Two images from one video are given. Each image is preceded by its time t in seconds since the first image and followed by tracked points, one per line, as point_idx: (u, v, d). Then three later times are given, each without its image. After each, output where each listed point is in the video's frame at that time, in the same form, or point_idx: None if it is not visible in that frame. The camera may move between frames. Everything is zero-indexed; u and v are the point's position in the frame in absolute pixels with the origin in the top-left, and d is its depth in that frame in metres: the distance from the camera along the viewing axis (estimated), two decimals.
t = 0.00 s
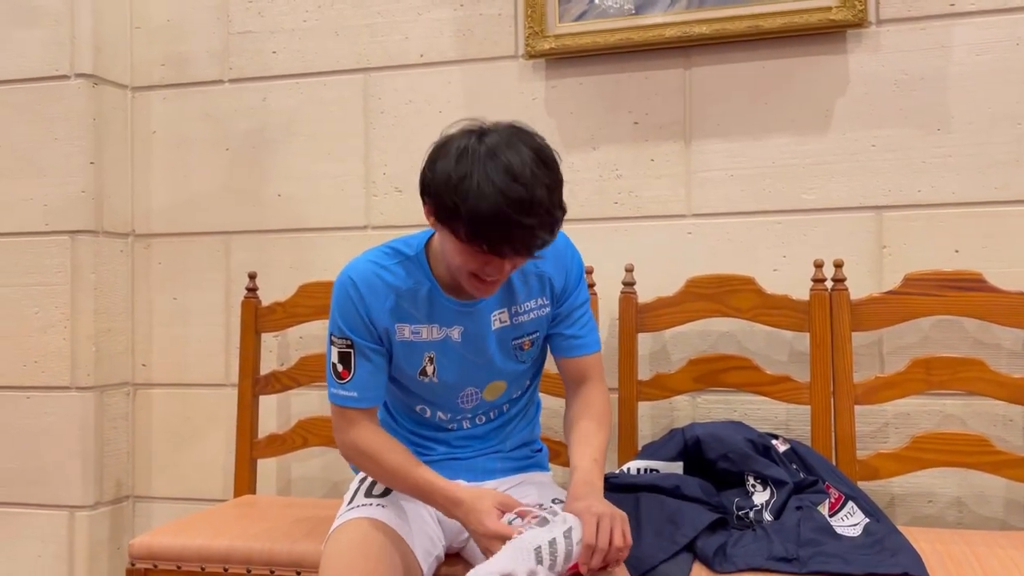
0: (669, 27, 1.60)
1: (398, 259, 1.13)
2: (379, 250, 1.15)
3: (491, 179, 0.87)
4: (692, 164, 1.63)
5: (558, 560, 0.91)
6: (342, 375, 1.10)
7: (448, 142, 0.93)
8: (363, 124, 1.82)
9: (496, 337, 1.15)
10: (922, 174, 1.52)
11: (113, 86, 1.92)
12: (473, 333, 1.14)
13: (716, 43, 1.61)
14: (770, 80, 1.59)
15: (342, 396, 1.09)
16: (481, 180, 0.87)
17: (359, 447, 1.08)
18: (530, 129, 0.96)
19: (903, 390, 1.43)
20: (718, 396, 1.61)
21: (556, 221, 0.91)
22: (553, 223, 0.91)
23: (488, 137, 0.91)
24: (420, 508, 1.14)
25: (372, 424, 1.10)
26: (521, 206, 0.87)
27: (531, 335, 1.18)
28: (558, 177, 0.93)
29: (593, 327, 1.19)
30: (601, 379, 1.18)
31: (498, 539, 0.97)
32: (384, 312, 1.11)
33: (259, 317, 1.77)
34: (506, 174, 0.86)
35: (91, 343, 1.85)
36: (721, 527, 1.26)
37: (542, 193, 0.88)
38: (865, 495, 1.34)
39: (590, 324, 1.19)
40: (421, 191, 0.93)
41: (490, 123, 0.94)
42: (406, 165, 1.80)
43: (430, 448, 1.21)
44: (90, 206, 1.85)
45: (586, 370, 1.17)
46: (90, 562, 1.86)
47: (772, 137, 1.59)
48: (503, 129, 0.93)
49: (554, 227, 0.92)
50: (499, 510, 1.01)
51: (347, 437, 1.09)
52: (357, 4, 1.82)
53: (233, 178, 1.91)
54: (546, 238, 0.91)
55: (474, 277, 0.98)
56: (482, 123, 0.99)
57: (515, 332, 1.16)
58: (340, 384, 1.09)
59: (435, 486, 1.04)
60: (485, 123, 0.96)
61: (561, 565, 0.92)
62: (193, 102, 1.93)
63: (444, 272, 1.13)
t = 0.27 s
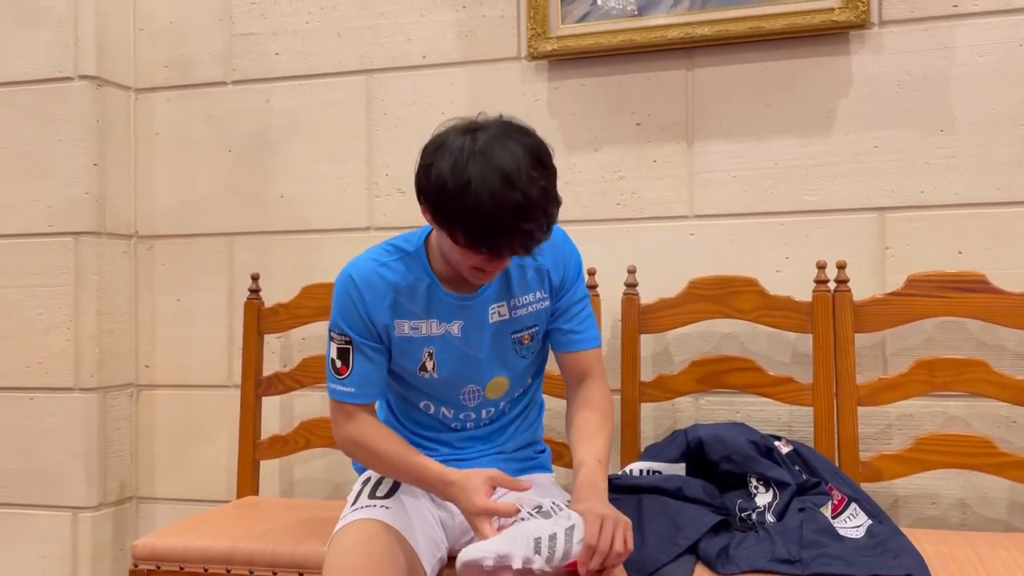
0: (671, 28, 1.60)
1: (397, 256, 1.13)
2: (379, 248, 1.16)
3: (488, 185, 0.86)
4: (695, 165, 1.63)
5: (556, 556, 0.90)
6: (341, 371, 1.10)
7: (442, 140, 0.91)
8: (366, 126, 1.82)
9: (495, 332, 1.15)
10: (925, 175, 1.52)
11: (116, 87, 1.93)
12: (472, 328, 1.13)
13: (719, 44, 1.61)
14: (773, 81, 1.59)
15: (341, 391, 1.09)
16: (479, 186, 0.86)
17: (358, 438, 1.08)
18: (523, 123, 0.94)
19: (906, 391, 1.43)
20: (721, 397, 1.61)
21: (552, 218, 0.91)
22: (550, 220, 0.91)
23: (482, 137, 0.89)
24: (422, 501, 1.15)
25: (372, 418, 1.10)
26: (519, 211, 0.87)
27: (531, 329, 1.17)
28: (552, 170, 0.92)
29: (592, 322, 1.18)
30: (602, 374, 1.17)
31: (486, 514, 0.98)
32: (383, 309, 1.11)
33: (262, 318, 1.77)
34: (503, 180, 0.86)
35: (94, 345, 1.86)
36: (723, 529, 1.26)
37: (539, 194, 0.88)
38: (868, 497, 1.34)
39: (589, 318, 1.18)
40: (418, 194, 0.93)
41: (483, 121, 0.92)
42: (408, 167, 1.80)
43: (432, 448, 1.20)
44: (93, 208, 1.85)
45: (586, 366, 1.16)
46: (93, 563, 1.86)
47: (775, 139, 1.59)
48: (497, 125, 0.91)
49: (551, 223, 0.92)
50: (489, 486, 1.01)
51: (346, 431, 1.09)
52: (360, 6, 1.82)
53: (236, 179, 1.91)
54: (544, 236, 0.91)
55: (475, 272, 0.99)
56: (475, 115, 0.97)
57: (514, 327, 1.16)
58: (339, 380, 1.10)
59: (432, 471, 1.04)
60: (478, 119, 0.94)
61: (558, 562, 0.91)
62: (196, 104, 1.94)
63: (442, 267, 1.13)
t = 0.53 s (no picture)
0: (674, 29, 1.60)
1: (394, 258, 1.14)
2: (376, 250, 1.16)
3: (484, 177, 0.85)
4: (697, 165, 1.63)
5: (558, 551, 0.90)
6: (340, 373, 1.11)
7: (439, 136, 0.91)
8: (368, 126, 1.82)
9: (493, 330, 1.15)
10: (927, 175, 1.52)
11: (119, 88, 1.93)
12: (469, 327, 1.14)
13: (721, 44, 1.61)
14: (775, 82, 1.59)
15: (340, 392, 1.10)
16: (475, 177, 0.86)
17: (357, 438, 1.09)
18: (519, 119, 0.94)
19: (908, 392, 1.43)
20: (724, 397, 1.61)
21: (550, 212, 0.91)
22: (548, 214, 0.91)
23: (479, 131, 0.89)
24: (422, 500, 1.15)
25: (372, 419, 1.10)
26: (516, 203, 0.86)
27: (530, 328, 1.18)
28: (549, 165, 0.91)
29: (593, 319, 1.18)
30: (602, 372, 1.17)
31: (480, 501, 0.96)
32: (379, 310, 1.12)
33: (265, 318, 1.77)
34: (499, 171, 0.85)
35: (97, 345, 1.86)
36: (725, 529, 1.26)
37: (536, 186, 0.87)
38: (871, 497, 1.34)
39: (589, 316, 1.18)
40: (415, 190, 0.92)
41: (479, 116, 0.92)
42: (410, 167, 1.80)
43: (433, 449, 1.20)
44: (97, 208, 1.86)
45: (587, 364, 1.16)
46: (96, 563, 1.87)
47: (777, 139, 1.59)
48: (493, 120, 0.91)
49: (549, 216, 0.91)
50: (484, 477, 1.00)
51: (346, 431, 1.10)
52: (363, 7, 1.82)
53: (239, 180, 1.92)
54: (542, 229, 0.90)
55: (473, 266, 0.99)
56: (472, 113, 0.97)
57: (512, 326, 1.16)
58: (338, 381, 1.11)
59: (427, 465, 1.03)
60: (473, 115, 0.94)
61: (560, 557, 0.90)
62: (199, 104, 1.94)
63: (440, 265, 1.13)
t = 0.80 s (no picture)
0: (674, 31, 1.60)
1: (388, 261, 1.13)
2: (370, 254, 1.15)
3: (470, 180, 0.86)
4: (697, 167, 1.63)
5: (563, 560, 0.92)
6: (339, 379, 1.10)
7: (426, 139, 0.92)
8: (369, 128, 1.83)
9: (488, 333, 1.15)
10: (928, 177, 1.52)
11: (121, 90, 1.94)
12: (464, 330, 1.14)
13: (721, 46, 1.61)
14: (776, 84, 1.59)
15: (342, 399, 1.10)
16: (461, 181, 0.86)
17: (361, 448, 1.09)
18: (507, 122, 0.94)
19: (909, 394, 1.43)
20: (724, 400, 1.61)
21: (536, 216, 0.91)
22: (535, 218, 0.91)
23: (465, 134, 0.90)
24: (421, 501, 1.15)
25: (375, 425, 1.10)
26: (502, 206, 0.86)
27: (526, 330, 1.17)
28: (535, 168, 0.92)
29: (591, 321, 1.18)
30: (602, 373, 1.17)
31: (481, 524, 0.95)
32: (374, 315, 1.11)
33: (265, 320, 1.77)
34: (485, 174, 0.85)
35: (99, 346, 1.86)
36: (726, 531, 1.26)
37: (522, 189, 0.88)
38: (872, 499, 1.34)
39: (588, 318, 1.17)
40: (402, 192, 0.93)
41: (466, 120, 0.93)
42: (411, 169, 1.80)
43: (432, 452, 1.20)
44: (98, 210, 1.86)
45: (586, 365, 1.16)
46: (98, 565, 1.87)
47: (778, 141, 1.59)
48: (480, 123, 0.91)
49: (536, 220, 0.91)
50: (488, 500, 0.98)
51: (350, 440, 1.10)
52: (364, 9, 1.83)
53: (240, 182, 1.92)
54: (529, 233, 0.90)
55: (461, 267, 0.99)
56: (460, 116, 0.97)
57: (508, 328, 1.16)
58: (339, 388, 1.10)
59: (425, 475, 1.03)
60: (461, 119, 0.95)
61: (565, 565, 0.92)
62: (200, 107, 1.95)
63: (434, 270, 1.13)
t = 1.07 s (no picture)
0: (675, 34, 1.60)
1: (380, 273, 1.11)
2: (361, 265, 1.14)
3: (458, 196, 0.84)
4: (698, 170, 1.63)
5: (558, 566, 0.90)
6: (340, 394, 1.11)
7: (415, 152, 0.89)
8: (370, 131, 1.83)
9: (484, 343, 1.13)
10: (929, 181, 1.52)
11: (122, 93, 1.94)
12: (459, 342, 1.12)
13: (722, 49, 1.61)
14: (776, 87, 1.59)
15: (346, 414, 1.10)
16: (449, 197, 0.84)
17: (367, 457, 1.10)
18: (498, 135, 0.92)
19: (909, 398, 1.42)
20: (724, 403, 1.60)
21: (526, 232, 0.89)
22: (524, 234, 0.89)
23: (454, 148, 0.87)
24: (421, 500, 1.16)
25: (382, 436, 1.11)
26: (490, 223, 0.84)
27: (522, 337, 1.16)
28: (526, 183, 0.90)
29: (588, 325, 1.17)
30: (600, 375, 1.16)
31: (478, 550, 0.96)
32: (367, 329, 1.10)
33: (266, 323, 1.77)
34: (473, 190, 0.83)
35: (99, 349, 1.87)
36: (726, 535, 1.26)
37: (512, 206, 0.86)
38: (872, 503, 1.34)
39: (584, 321, 1.16)
40: (390, 206, 0.91)
41: (457, 132, 0.91)
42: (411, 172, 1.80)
43: (433, 459, 1.21)
44: (99, 213, 1.86)
45: (585, 368, 1.15)
46: (98, 567, 1.87)
47: (778, 144, 1.59)
48: (470, 137, 0.89)
49: (526, 237, 0.89)
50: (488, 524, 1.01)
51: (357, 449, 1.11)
52: (364, 12, 1.83)
53: (241, 185, 1.92)
54: (519, 250, 0.89)
55: (450, 283, 0.97)
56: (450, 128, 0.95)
57: (504, 337, 1.14)
58: (343, 404, 1.11)
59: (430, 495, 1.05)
60: (451, 131, 0.92)
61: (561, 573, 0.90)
62: (201, 110, 1.95)
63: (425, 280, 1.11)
